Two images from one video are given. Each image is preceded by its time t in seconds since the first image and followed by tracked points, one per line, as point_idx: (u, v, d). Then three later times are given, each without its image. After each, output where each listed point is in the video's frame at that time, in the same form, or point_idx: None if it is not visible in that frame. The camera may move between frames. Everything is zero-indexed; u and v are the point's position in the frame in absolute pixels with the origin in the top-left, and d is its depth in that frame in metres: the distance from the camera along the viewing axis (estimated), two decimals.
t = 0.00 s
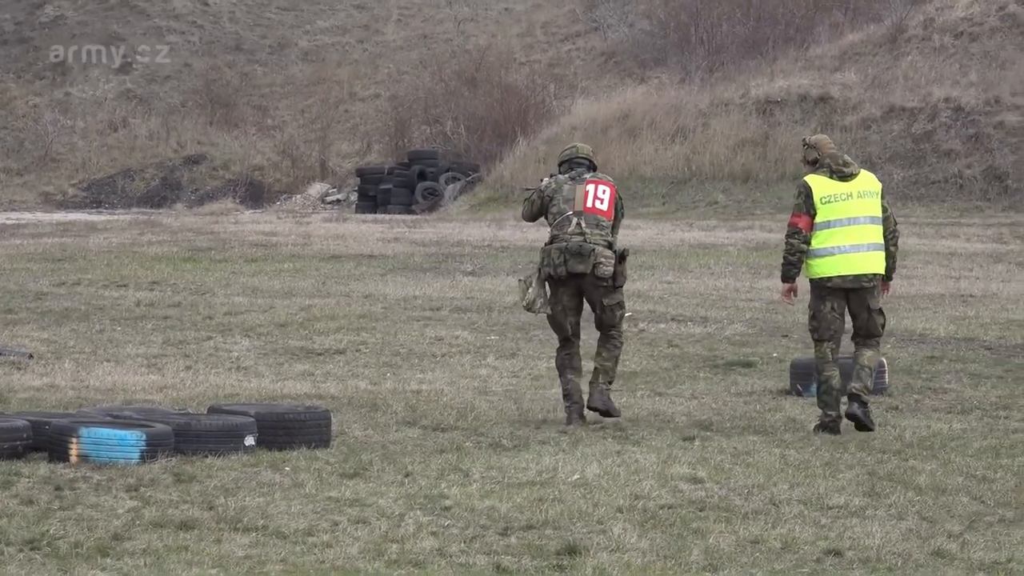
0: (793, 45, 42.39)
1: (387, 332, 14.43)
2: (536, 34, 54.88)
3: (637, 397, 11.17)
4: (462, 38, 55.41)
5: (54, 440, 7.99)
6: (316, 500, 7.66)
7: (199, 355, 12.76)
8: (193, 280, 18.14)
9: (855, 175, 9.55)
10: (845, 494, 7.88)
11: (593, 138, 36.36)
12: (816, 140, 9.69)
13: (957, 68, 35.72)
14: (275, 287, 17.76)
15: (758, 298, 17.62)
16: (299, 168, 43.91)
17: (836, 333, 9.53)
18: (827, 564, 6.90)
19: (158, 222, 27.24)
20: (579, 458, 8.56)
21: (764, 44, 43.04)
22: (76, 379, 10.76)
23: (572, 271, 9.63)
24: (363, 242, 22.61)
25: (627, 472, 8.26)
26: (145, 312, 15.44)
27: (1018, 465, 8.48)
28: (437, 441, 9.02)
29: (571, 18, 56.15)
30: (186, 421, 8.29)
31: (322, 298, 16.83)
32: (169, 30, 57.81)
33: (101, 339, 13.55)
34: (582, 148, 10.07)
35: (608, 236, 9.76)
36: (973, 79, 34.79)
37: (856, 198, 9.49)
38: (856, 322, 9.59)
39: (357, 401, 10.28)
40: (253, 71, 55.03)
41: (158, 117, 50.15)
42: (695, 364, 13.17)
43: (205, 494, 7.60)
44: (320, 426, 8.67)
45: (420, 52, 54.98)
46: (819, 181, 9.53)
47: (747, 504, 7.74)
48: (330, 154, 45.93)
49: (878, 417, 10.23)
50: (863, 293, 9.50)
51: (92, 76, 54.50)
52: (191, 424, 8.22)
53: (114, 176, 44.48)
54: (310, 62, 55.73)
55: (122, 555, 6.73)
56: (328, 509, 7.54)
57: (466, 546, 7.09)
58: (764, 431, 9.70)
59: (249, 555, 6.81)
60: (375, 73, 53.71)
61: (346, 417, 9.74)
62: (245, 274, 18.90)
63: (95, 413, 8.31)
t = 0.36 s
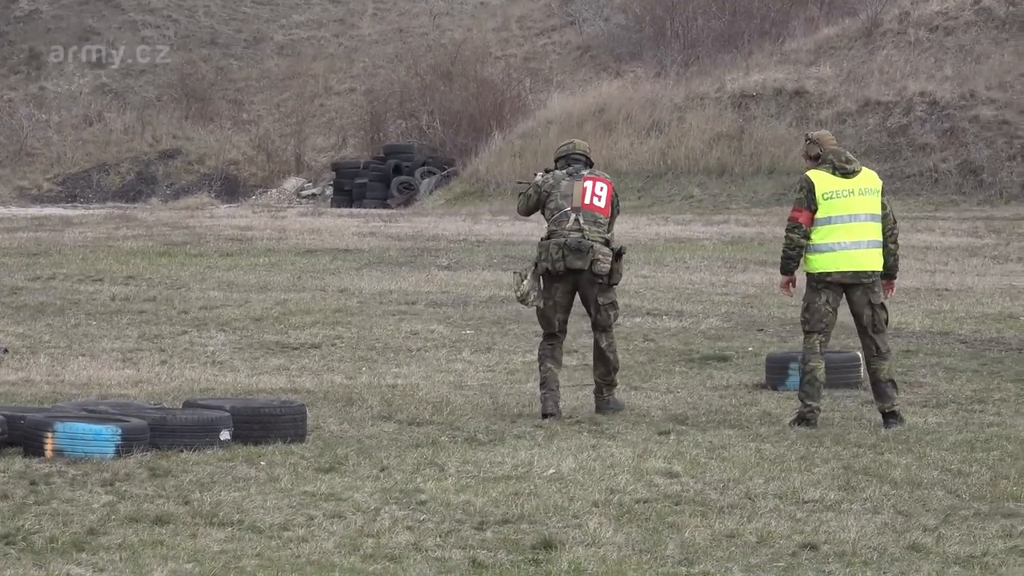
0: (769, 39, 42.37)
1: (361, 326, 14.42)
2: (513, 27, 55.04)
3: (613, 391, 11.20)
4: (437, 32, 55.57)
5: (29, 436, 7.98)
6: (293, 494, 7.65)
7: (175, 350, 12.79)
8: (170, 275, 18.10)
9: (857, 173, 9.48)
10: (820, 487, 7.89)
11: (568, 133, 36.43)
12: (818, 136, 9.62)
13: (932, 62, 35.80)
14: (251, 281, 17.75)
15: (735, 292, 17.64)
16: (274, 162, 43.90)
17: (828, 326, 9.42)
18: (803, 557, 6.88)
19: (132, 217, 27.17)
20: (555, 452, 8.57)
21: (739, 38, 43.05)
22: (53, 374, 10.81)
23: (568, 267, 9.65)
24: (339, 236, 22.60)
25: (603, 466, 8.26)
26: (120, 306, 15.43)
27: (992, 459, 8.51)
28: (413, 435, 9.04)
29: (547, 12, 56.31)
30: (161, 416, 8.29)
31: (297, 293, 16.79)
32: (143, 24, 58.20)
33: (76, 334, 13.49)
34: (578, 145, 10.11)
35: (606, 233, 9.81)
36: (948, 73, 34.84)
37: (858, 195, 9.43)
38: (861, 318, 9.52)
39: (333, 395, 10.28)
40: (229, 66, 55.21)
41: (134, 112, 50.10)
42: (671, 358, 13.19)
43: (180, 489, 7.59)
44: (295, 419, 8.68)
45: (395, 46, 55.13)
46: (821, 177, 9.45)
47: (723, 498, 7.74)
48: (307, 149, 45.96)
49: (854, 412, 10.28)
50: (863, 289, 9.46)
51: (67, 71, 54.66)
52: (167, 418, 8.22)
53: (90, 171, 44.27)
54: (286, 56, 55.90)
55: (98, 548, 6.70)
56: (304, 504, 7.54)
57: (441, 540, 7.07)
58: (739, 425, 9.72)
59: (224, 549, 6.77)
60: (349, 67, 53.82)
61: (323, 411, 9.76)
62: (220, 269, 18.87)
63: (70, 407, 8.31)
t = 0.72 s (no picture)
0: (752, 38, 42.34)
1: (346, 325, 14.42)
2: (496, 27, 55.07)
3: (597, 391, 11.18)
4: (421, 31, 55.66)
5: (12, 435, 7.97)
6: (276, 494, 7.65)
7: (159, 349, 12.78)
8: (153, 275, 18.03)
9: (882, 172, 9.56)
10: (804, 487, 7.89)
11: (551, 132, 36.47)
12: (845, 134, 9.69)
13: (916, 61, 35.85)
14: (234, 281, 17.71)
15: (719, 291, 17.64)
16: (258, 162, 43.89)
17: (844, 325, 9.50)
18: (787, 557, 6.87)
19: (116, 217, 27.12)
20: (539, 451, 8.58)
21: (723, 37, 43.04)
22: (36, 373, 10.82)
23: (583, 267, 9.72)
24: (322, 236, 22.54)
25: (586, 465, 8.27)
26: (104, 306, 15.41)
27: (976, 458, 8.51)
28: (397, 435, 9.03)
29: (530, 12, 56.33)
30: (145, 415, 8.29)
31: (280, 292, 16.76)
32: (126, 24, 58.29)
33: (58, 334, 13.47)
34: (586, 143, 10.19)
35: (618, 231, 9.88)
36: (931, 72, 34.86)
37: (883, 194, 9.50)
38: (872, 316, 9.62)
39: (316, 394, 10.27)
40: (213, 66, 55.32)
41: (117, 111, 50.12)
42: (654, 357, 13.18)
43: (164, 488, 7.58)
44: (279, 419, 8.68)
45: (379, 45, 55.18)
46: (847, 174, 9.52)
47: (707, 497, 7.75)
48: (289, 149, 45.97)
49: (838, 411, 10.30)
50: (883, 288, 9.53)
51: (51, 70, 54.70)
52: (151, 417, 8.22)
53: (74, 171, 44.21)
54: (270, 55, 56.00)
55: (82, 548, 6.69)
56: (287, 503, 7.53)
57: (425, 539, 7.06)
58: (724, 424, 9.74)
59: (208, 548, 6.76)
60: (331, 66, 53.88)
61: (306, 410, 9.77)
62: (204, 268, 18.86)
63: (53, 407, 8.31)
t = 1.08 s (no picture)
0: (730, 40, 42.41)
1: (324, 327, 14.46)
2: (473, 29, 55.03)
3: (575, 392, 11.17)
4: (399, 32, 55.70)
5: None
6: (253, 496, 7.64)
7: (135, 351, 12.79)
8: (129, 277, 18.05)
9: (873, 174, 9.56)
10: (781, 489, 7.90)
11: (529, 134, 36.47)
12: (840, 136, 9.71)
13: (893, 64, 35.92)
14: (211, 283, 17.73)
15: (695, 293, 17.69)
16: (235, 162, 43.86)
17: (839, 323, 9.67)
18: (764, 559, 6.87)
19: (94, 218, 27.10)
20: (516, 454, 8.59)
21: (700, 40, 43.10)
22: (13, 376, 10.84)
23: (572, 269, 9.73)
24: (300, 238, 22.56)
25: (563, 467, 8.27)
26: (80, 307, 15.42)
27: (953, 461, 8.53)
28: (374, 437, 9.04)
29: (508, 13, 56.35)
30: (122, 417, 8.29)
31: (257, 294, 16.76)
32: (104, 26, 58.42)
33: (35, 335, 13.50)
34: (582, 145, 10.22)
35: (610, 234, 9.90)
36: (909, 75, 34.90)
37: (872, 196, 9.51)
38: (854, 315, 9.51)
39: (294, 397, 10.28)
40: (191, 67, 55.41)
41: (96, 113, 50.16)
42: (631, 359, 13.21)
43: (141, 490, 7.57)
44: (256, 421, 8.69)
45: (357, 46, 55.15)
46: (837, 175, 9.56)
47: (683, 499, 7.75)
48: (266, 150, 45.96)
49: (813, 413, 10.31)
50: (868, 289, 9.49)
51: (29, 72, 54.83)
52: (128, 419, 8.22)
53: (51, 172, 44.17)
54: (248, 57, 56.08)
55: (58, 551, 6.68)
56: (264, 505, 7.52)
57: (402, 542, 7.05)
58: (700, 426, 9.75)
59: (184, 551, 6.75)
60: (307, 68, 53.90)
61: (282, 412, 9.78)
62: (181, 270, 18.88)
63: (30, 409, 8.31)
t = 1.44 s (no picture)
0: (708, 39, 42.43)
1: (303, 325, 14.45)
2: (451, 27, 55.02)
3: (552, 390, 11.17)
4: (378, 31, 55.73)
5: None
6: (231, 494, 7.64)
7: (112, 350, 12.77)
8: (110, 275, 18.02)
9: (848, 173, 9.57)
10: (759, 488, 7.91)
11: (508, 132, 36.43)
12: (814, 137, 9.70)
13: (872, 63, 35.98)
14: (190, 281, 17.70)
15: (675, 291, 17.70)
16: (214, 161, 43.83)
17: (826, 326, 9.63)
18: (742, 558, 6.86)
19: (74, 217, 27.02)
20: (494, 452, 8.59)
21: (679, 39, 43.14)
22: None
23: (568, 271, 9.75)
24: (280, 236, 22.52)
25: (542, 466, 8.27)
26: (59, 306, 15.40)
27: (932, 459, 8.53)
28: (352, 435, 9.04)
29: (487, 11, 56.34)
30: (101, 415, 8.29)
31: (236, 293, 16.73)
32: (83, 25, 58.49)
33: (11, 334, 13.48)
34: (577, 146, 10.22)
35: (605, 235, 9.91)
36: (888, 74, 34.96)
37: (848, 196, 9.51)
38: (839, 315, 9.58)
39: (274, 395, 10.27)
40: (170, 66, 55.44)
41: (74, 111, 50.15)
42: (611, 358, 13.22)
43: (119, 489, 7.56)
44: (235, 418, 8.70)
45: (335, 45, 55.15)
46: (811, 177, 9.57)
47: (662, 498, 7.76)
48: (245, 148, 45.94)
49: (791, 412, 10.32)
50: (853, 289, 9.52)
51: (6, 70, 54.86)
52: (106, 418, 8.22)
53: (30, 171, 44.09)
54: (227, 56, 56.11)
55: (35, 549, 6.66)
56: (242, 504, 7.51)
57: (380, 540, 7.04)
58: (678, 425, 9.76)
59: (163, 549, 6.73)
60: (287, 67, 53.91)
61: (260, 410, 9.79)
62: (161, 268, 18.85)
63: (10, 407, 8.32)
